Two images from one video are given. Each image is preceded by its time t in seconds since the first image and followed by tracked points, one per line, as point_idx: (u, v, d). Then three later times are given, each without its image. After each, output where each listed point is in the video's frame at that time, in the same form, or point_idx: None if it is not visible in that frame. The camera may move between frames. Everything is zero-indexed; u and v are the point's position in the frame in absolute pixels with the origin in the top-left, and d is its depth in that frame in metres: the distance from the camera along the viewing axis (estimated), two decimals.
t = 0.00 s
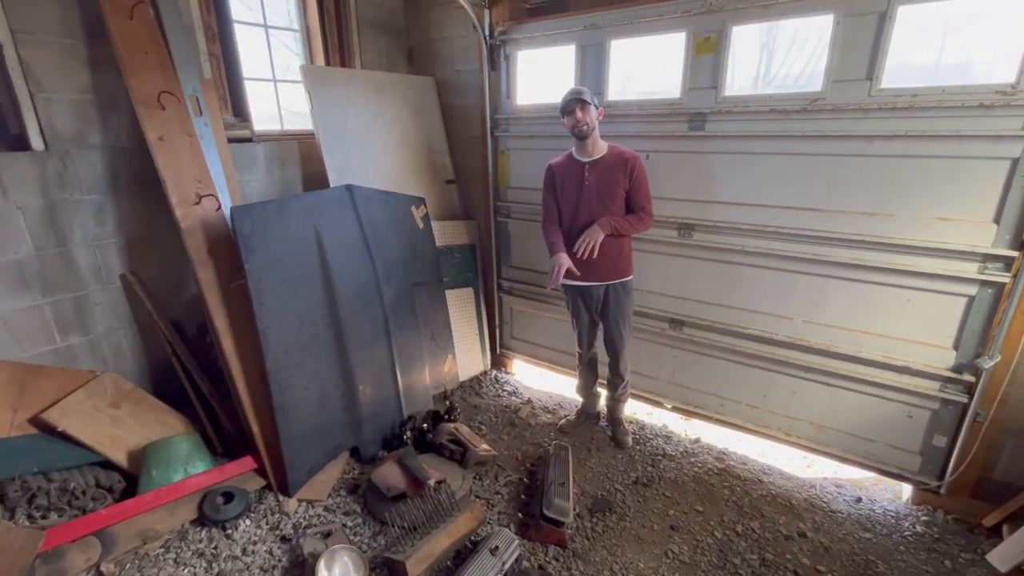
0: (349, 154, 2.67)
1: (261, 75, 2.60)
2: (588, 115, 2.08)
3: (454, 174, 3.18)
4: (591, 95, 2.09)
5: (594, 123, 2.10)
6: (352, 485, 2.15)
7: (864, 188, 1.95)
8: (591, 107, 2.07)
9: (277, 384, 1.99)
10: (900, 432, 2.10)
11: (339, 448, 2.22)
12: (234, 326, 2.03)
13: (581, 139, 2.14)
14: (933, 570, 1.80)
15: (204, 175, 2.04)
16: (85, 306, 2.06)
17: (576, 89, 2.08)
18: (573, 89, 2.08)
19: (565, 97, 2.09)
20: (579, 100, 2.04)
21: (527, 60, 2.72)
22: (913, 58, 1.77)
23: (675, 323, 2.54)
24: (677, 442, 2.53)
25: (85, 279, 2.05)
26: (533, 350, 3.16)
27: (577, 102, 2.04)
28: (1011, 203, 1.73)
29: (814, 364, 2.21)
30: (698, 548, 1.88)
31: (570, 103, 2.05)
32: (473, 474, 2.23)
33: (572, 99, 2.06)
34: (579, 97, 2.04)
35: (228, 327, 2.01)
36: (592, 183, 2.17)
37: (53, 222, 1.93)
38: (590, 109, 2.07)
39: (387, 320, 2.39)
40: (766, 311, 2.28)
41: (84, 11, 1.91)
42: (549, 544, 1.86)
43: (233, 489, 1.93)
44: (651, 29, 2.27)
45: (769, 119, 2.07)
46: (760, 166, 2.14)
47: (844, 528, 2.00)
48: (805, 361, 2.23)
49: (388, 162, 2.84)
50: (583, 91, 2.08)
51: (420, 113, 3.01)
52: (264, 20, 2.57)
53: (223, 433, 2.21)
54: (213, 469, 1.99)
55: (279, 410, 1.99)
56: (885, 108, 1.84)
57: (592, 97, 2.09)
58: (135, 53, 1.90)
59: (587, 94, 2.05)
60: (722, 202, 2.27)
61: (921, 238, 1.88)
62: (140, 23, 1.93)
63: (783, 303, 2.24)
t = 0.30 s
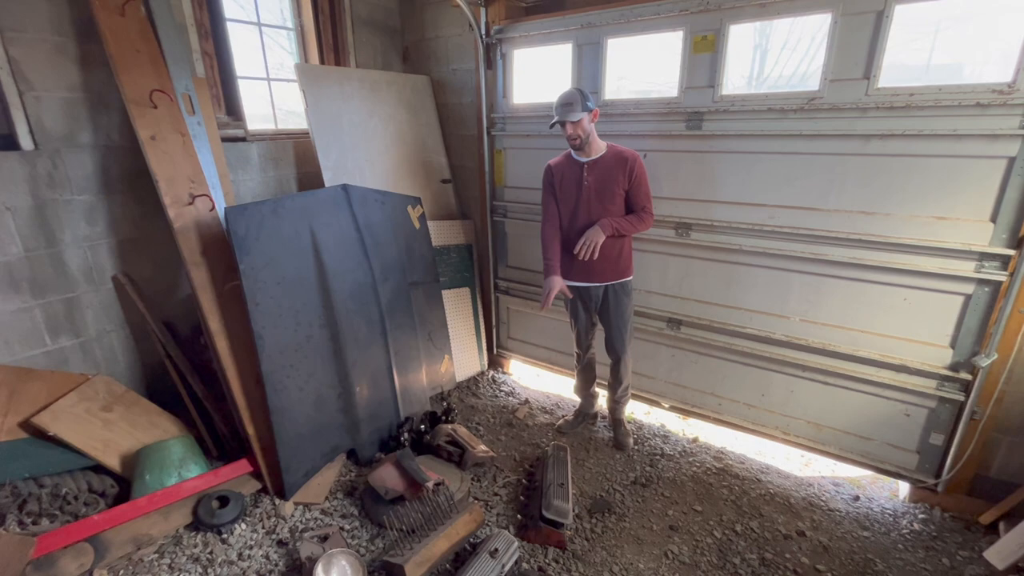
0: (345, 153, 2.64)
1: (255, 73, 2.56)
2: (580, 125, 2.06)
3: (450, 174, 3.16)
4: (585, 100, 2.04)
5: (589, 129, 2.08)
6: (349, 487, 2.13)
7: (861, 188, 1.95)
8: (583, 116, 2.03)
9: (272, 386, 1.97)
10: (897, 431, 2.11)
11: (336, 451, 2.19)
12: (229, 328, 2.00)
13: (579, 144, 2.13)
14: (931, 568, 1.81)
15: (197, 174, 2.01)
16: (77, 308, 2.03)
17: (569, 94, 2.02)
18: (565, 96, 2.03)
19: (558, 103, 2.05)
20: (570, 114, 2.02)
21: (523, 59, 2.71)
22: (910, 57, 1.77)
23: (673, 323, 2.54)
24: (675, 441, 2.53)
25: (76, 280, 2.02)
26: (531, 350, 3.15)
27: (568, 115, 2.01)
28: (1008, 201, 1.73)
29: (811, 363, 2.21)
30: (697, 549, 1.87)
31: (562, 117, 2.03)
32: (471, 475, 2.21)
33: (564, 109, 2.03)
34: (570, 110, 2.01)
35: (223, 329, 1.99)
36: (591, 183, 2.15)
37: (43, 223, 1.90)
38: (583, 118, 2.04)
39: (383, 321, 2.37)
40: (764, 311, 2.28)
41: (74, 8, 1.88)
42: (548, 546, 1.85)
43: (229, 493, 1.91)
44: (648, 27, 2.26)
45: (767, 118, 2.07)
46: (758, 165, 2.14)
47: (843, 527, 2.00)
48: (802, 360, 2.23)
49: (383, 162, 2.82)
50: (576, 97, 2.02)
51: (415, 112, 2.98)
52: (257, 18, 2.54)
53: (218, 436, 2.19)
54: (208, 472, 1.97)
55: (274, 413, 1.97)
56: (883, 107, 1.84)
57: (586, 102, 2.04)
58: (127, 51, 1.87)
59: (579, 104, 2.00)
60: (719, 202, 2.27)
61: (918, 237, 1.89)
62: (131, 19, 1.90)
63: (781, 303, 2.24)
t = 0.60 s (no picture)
0: (339, 151, 2.62)
1: (248, 70, 2.53)
2: (580, 129, 2.04)
3: (446, 172, 3.14)
4: (585, 102, 2.01)
5: (591, 129, 2.06)
6: (345, 488, 2.11)
7: (857, 185, 1.95)
8: (583, 120, 2.02)
9: (266, 386, 1.95)
10: (893, 428, 2.11)
11: (331, 451, 2.18)
12: (222, 328, 1.98)
13: (583, 145, 2.11)
14: (927, 565, 1.81)
15: (189, 172, 1.98)
16: (67, 308, 2.01)
17: (569, 97, 2.01)
18: (565, 101, 2.02)
19: (558, 106, 2.04)
20: (569, 119, 2.02)
21: (519, 56, 2.69)
22: (907, 53, 1.76)
23: (669, 321, 2.53)
24: (672, 440, 2.53)
25: (66, 280, 1.99)
26: (527, 349, 3.14)
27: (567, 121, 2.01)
28: (1004, 198, 1.73)
29: (808, 360, 2.21)
30: (695, 547, 1.87)
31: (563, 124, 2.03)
32: (468, 475, 2.20)
33: (563, 114, 2.03)
34: (570, 115, 2.01)
35: (216, 329, 1.96)
36: (593, 183, 2.12)
37: (31, 222, 1.87)
38: (583, 121, 2.02)
39: (379, 320, 2.35)
40: (760, 308, 2.28)
41: (62, 3, 1.85)
42: (545, 545, 1.84)
43: (223, 495, 1.89)
44: (644, 24, 2.24)
45: (763, 115, 2.06)
46: (755, 163, 2.13)
47: (840, 524, 2.00)
48: (799, 358, 2.23)
49: (378, 160, 2.80)
50: (576, 100, 2.00)
51: (410, 109, 2.96)
52: (249, 14, 2.50)
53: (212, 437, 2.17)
54: (201, 474, 1.95)
55: (268, 413, 1.95)
56: (879, 104, 1.83)
57: (587, 104, 2.01)
58: (116, 47, 1.85)
59: (578, 109, 1.99)
60: (716, 199, 2.26)
61: (914, 234, 1.88)
62: (120, 15, 1.87)
63: (777, 300, 2.23)
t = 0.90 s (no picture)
0: (332, 151, 2.60)
1: (239, 69, 2.51)
2: (601, 134, 1.89)
3: (440, 171, 3.12)
4: (606, 105, 1.85)
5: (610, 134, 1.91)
6: (337, 491, 2.10)
7: (851, 183, 1.94)
8: (604, 124, 1.86)
9: (257, 389, 1.93)
10: (887, 427, 2.11)
11: (324, 453, 2.16)
12: (212, 330, 1.96)
13: (602, 150, 1.96)
14: (921, 565, 1.81)
15: (178, 172, 1.96)
16: (54, 309, 1.98)
17: (590, 99, 1.85)
18: (585, 103, 1.85)
19: (577, 108, 1.88)
20: (588, 123, 1.86)
21: (512, 55, 2.67)
22: (900, 51, 1.76)
23: (664, 320, 2.52)
24: (667, 440, 2.52)
25: (54, 281, 1.97)
26: (522, 349, 3.13)
27: (586, 125, 1.85)
28: (996, 197, 1.73)
29: (802, 359, 2.21)
30: (689, 548, 1.86)
31: (582, 128, 1.87)
32: (462, 476, 2.19)
33: (582, 117, 1.87)
34: (590, 119, 1.85)
35: (206, 331, 1.94)
36: (609, 190, 1.99)
37: (17, 223, 1.84)
38: (604, 126, 1.86)
39: (372, 321, 2.33)
40: (755, 308, 2.27)
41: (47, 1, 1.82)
42: (539, 547, 1.83)
43: (213, 499, 1.88)
44: (638, 22, 2.23)
45: (757, 114, 2.06)
46: (749, 162, 2.12)
47: (834, 524, 2.00)
48: (793, 357, 2.22)
49: (371, 160, 2.78)
50: (597, 103, 1.84)
51: (403, 108, 2.94)
52: (241, 12, 2.48)
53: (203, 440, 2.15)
54: (192, 477, 1.93)
55: (260, 416, 1.93)
56: (873, 102, 1.83)
57: (608, 107, 1.85)
58: (103, 46, 1.82)
59: (599, 113, 1.83)
60: (710, 199, 2.25)
61: (908, 233, 1.88)
62: (107, 13, 1.85)
63: (771, 300, 2.23)
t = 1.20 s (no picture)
0: (325, 150, 2.58)
1: (231, 67, 2.49)
2: (646, 130, 1.71)
3: (435, 170, 3.10)
4: (656, 99, 1.67)
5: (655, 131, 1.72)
6: (331, 492, 2.08)
7: (846, 182, 1.94)
8: (650, 120, 1.68)
9: (250, 390, 1.91)
10: (881, 425, 2.11)
11: (318, 455, 2.14)
12: (204, 331, 1.95)
13: (643, 148, 1.77)
14: (916, 563, 1.81)
15: (169, 172, 1.94)
16: (44, 310, 1.96)
17: (638, 90, 1.67)
18: (631, 94, 1.68)
19: (622, 99, 1.70)
20: (634, 116, 1.68)
21: (506, 53, 2.66)
22: (893, 50, 1.76)
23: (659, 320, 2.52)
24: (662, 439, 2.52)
25: (43, 282, 1.95)
26: (518, 349, 3.12)
27: (631, 119, 1.68)
28: (990, 196, 1.73)
29: (798, 359, 2.20)
30: (684, 548, 1.86)
31: (625, 120, 1.69)
32: (457, 477, 2.18)
33: (627, 109, 1.69)
34: (636, 111, 1.67)
35: (198, 332, 1.93)
36: (643, 193, 1.80)
37: (5, 223, 1.82)
38: (650, 121, 1.69)
39: (366, 321, 2.32)
40: (750, 307, 2.27)
41: None
42: (534, 548, 1.82)
43: (206, 501, 1.86)
44: (632, 21, 2.23)
45: (752, 112, 2.05)
46: (743, 160, 2.12)
47: (829, 522, 2.00)
48: (788, 356, 2.22)
49: (365, 159, 2.76)
50: (646, 95, 1.67)
51: (397, 107, 2.93)
52: (233, 10, 2.46)
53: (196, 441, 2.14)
54: (184, 479, 1.91)
55: (252, 417, 1.91)
56: (867, 101, 1.83)
57: (656, 102, 1.68)
58: (91, 44, 1.80)
59: (647, 106, 1.65)
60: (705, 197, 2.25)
61: (902, 231, 1.88)
62: (96, 12, 1.83)
63: (767, 299, 2.22)
